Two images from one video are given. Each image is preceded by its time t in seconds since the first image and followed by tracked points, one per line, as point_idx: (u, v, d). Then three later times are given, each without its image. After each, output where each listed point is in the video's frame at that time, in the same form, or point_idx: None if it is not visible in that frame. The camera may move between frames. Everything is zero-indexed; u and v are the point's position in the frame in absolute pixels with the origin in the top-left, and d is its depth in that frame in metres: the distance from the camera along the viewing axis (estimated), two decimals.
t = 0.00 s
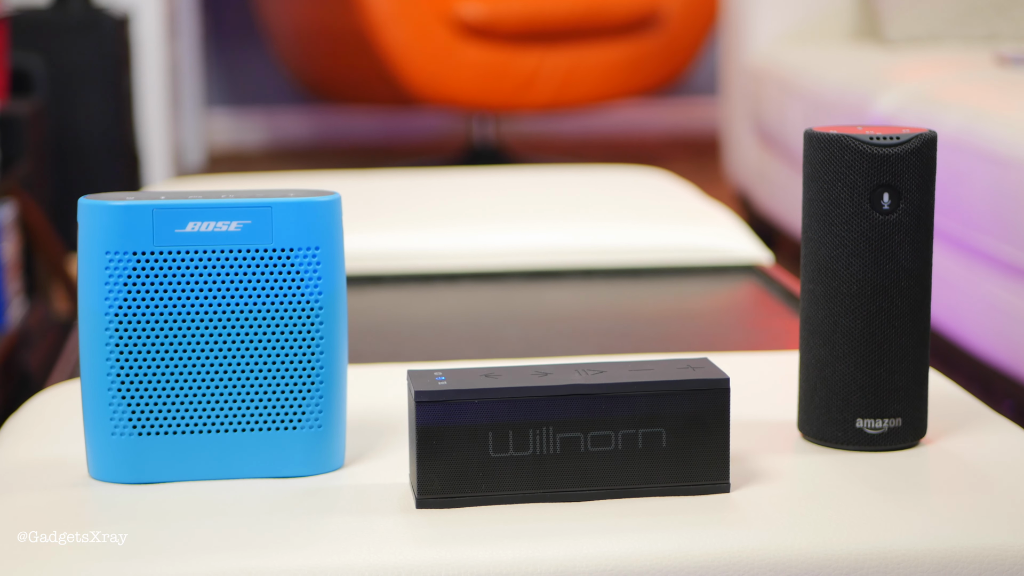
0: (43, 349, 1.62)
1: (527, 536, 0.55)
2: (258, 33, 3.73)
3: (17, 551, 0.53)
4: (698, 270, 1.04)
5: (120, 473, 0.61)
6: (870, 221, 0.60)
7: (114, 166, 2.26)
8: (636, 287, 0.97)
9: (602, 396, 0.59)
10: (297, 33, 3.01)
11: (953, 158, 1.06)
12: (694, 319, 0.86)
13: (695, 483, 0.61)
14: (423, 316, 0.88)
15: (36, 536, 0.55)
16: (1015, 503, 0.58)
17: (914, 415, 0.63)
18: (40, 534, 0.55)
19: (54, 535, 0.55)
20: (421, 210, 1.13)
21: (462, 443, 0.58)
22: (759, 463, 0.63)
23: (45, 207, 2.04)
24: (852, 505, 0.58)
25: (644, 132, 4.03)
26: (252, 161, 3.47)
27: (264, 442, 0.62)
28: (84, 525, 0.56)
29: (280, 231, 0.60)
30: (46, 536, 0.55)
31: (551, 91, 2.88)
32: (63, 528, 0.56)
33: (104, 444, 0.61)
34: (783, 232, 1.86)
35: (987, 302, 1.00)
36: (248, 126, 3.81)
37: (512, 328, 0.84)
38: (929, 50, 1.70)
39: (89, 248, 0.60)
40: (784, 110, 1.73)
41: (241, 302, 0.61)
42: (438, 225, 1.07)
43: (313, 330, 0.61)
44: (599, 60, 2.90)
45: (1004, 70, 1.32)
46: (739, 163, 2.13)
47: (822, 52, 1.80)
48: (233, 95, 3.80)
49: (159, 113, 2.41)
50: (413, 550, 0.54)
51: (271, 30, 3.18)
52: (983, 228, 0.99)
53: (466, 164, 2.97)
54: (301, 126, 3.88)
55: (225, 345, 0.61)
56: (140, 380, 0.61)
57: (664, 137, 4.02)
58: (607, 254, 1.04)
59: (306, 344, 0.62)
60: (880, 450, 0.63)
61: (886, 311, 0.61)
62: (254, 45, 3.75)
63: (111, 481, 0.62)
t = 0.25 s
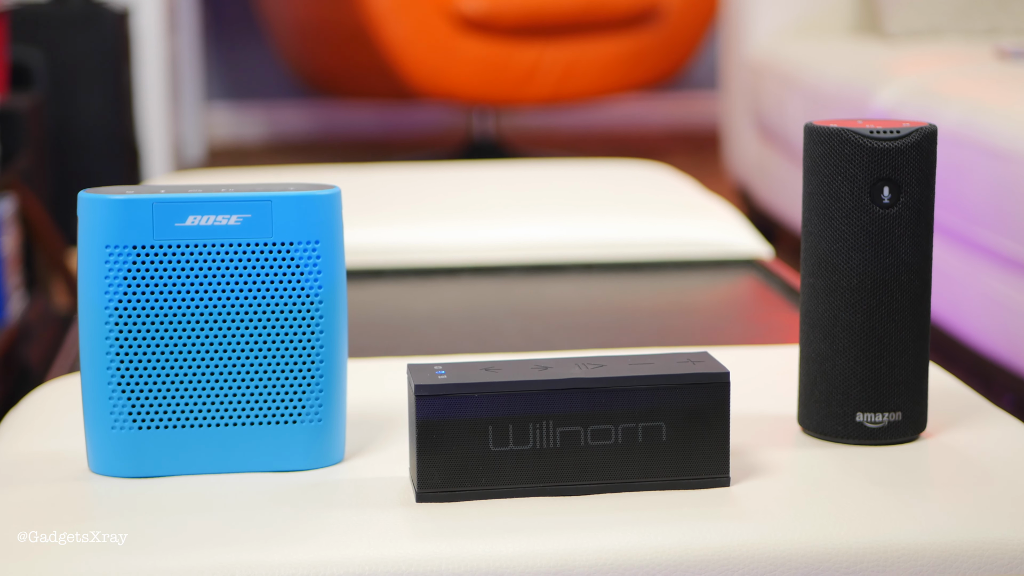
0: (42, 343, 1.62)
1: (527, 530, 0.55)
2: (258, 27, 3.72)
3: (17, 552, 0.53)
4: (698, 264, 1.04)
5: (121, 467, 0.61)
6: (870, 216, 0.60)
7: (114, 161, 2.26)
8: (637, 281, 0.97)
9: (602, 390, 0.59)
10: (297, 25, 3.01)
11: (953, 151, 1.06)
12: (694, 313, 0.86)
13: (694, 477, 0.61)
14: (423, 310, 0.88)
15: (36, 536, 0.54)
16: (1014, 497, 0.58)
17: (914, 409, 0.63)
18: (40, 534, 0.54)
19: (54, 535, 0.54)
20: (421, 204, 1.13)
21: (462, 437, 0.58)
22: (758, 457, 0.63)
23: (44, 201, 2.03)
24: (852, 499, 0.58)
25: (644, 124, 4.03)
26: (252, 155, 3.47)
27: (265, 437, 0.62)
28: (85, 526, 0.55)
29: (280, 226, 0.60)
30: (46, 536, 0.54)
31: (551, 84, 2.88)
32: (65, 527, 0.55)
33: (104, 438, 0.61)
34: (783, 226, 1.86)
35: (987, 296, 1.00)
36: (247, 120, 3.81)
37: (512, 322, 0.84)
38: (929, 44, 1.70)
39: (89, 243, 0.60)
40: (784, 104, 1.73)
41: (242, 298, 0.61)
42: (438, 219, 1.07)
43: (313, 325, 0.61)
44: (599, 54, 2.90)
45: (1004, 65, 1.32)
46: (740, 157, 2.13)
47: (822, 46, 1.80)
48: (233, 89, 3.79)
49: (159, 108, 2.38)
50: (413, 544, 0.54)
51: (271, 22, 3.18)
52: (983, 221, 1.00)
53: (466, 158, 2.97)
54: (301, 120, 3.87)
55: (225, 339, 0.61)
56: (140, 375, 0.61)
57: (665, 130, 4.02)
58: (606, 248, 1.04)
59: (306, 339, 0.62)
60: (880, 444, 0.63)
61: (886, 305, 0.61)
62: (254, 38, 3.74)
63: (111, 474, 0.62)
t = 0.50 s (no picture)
0: (42, 340, 1.62)
1: (527, 526, 0.55)
2: (258, 24, 3.73)
3: (16, 553, 0.52)
4: (698, 260, 1.04)
5: (121, 463, 0.61)
6: (870, 212, 0.60)
7: (114, 157, 2.26)
8: (637, 277, 0.97)
9: (603, 386, 0.59)
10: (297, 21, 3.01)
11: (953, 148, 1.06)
12: (694, 309, 0.86)
13: (694, 473, 0.61)
14: (422, 306, 0.88)
15: (36, 536, 0.54)
16: (1015, 493, 0.58)
17: (914, 405, 0.63)
18: (40, 534, 0.54)
19: (55, 535, 0.54)
20: (421, 201, 1.13)
21: (463, 433, 0.58)
22: (758, 453, 0.63)
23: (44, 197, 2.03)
24: (852, 495, 0.58)
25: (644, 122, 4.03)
26: (252, 151, 3.47)
27: (265, 433, 0.62)
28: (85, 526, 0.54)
29: (280, 222, 0.60)
30: (46, 536, 0.54)
31: (551, 80, 2.88)
32: (65, 526, 0.55)
33: (104, 434, 0.61)
34: (783, 222, 1.86)
35: (987, 292, 1.00)
36: (247, 116, 3.81)
37: (512, 317, 0.84)
38: (929, 39, 1.70)
39: (88, 239, 0.60)
40: (784, 100, 1.73)
41: (242, 294, 0.61)
42: (438, 215, 1.07)
43: (313, 321, 0.61)
44: (599, 50, 2.90)
45: (1004, 60, 1.32)
46: (739, 153, 2.14)
47: (822, 42, 1.80)
48: (233, 86, 3.80)
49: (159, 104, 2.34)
50: (413, 540, 0.54)
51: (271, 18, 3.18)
52: (983, 217, 0.99)
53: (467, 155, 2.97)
54: (301, 116, 3.87)
55: (226, 336, 0.61)
56: (140, 372, 0.61)
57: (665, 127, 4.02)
58: (606, 245, 1.04)
59: (306, 335, 0.62)
60: (880, 440, 0.63)
61: (886, 301, 0.61)
62: (253, 34, 3.75)
63: (111, 470, 0.62)
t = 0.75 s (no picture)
0: (43, 336, 1.62)
1: (527, 522, 0.55)
2: (258, 20, 3.72)
3: (16, 553, 0.52)
4: (698, 257, 1.04)
5: (121, 459, 0.61)
6: (871, 208, 0.60)
7: (113, 153, 2.26)
8: (637, 273, 0.97)
9: (602, 382, 0.59)
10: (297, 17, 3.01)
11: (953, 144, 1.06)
12: (693, 305, 0.86)
13: (695, 469, 0.61)
14: (422, 303, 0.88)
15: (36, 536, 0.53)
16: (1015, 489, 0.58)
17: (914, 401, 0.63)
18: (40, 533, 0.54)
19: (55, 535, 0.53)
20: (421, 197, 1.13)
21: (463, 429, 0.58)
22: (758, 450, 0.63)
23: (44, 194, 2.03)
24: (852, 491, 0.58)
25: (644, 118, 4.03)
26: (252, 147, 3.47)
27: (265, 429, 0.62)
28: (84, 525, 0.54)
29: (280, 218, 0.60)
30: (47, 536, 0.53)
31: (552, 75, 2.88)
32: (66, 526, 0.54)
33: (104, 430, 0.61)
34: (783, 218, 1.86)
35: (987, 288, 1.00)
36: (247, 113, 3.81)
37: (512, 314, 0.84)
38: (929, 36, 1.70)
39: (88, 235, 0.60)
40: (784, 96, 1.73)
41: (242, 290, 0.61)
42: (438, 211, 1.07)
43: (313, 318, 0.61)
44: (599, 46, 2.89)
45: (1005, 57, 1.32)
46: (740, 150, 2.13)
47: (822, 38, 1.80)
48: (233, 82, 3.80)
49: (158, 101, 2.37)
50: (413, 536, 0.54)
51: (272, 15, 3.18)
52: (983, 214, 1.00)
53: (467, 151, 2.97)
54: (301, 112, 3.87)
55: (225, 331, 0.61)
56: (139, 368, 0.61)
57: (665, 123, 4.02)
58: (606, 240, 1.04)
59: (306, 332, 0.62)
60: (880, 437, 0.63)
61: (886, 297, 0.61)
62: (253, 30, 3.74)
63: (111, 466, 0.62)
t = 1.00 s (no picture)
0: (42, 332, 1.62)
1: (527, 518, 0.55)
2: (258, 16, 3.73)
3: (15, 554, 0.52)
4: (698, 253, 1.04)
5: (121, 455, 0.61)
6: (871, 204, 0.60)
7: (113, 149, 2.26)
8: (637, 270, 0.97)
9: (602, 378, 0.59)
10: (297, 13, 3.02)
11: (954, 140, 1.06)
12: (693, 302, 0.86)
13: (695, 465, 0.61)
14: (423, 299, 0.88)
15: (36, 537, 0.53)
16: (1015, 485, 0.58)
17: (914, 397, 0.63)
18: (40, 534, 0.53)
19: (55, 535, 0.53)
20: (421, 194, 1.13)
21: (463, 425, 0.58)
22: (757, 445, 0.63)
23: (44, 190, 2.03)
24: (852, 487, 0.58)
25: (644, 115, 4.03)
26: (252, 143, 3.48)
27: (265, 425, 0.62)
28: (84, 522, 0.54)
29: (280, 213, 0.60)
30: (46, 537, 0.53)
31: (552, 72, 2.88)
32: (66, 524, 0.54)
33: (104, 426, 0.61)
34: (783, 214, 1.86)
35: (987, 285, 1.00)
36: (247, 109, 3.81)
37: (512, 310, 0.84)
38: (930, 32, 1.70)
39: (88, 230, 0.60)
40: (784, 92, 1.73)
41: (242, 286, 0.61)
42: (438, 208, 1.07)
43: (313, 314, 0.61)
44: (599, 43, 2.89)
45: (1005, 53, 1.31)
46: (740, 147, 2.13)
47: (822, 35, 1.80)
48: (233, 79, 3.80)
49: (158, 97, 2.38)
50: (414, 533, 0.54)
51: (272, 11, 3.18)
52: (983, 211, 0.99)
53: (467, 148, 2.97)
54: (301, 109, 3.88)
55: (226, 327, 0.61)
56: (139, 364, 0.61)
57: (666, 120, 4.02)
58: (606, 237, 1.04)
59: (306, 328, 0.62)
60: (880, 433, 0.63)
61: (886, 293, 0.61)
62: (253, 26, 3.75)
63: (111, 462, 0.62)
